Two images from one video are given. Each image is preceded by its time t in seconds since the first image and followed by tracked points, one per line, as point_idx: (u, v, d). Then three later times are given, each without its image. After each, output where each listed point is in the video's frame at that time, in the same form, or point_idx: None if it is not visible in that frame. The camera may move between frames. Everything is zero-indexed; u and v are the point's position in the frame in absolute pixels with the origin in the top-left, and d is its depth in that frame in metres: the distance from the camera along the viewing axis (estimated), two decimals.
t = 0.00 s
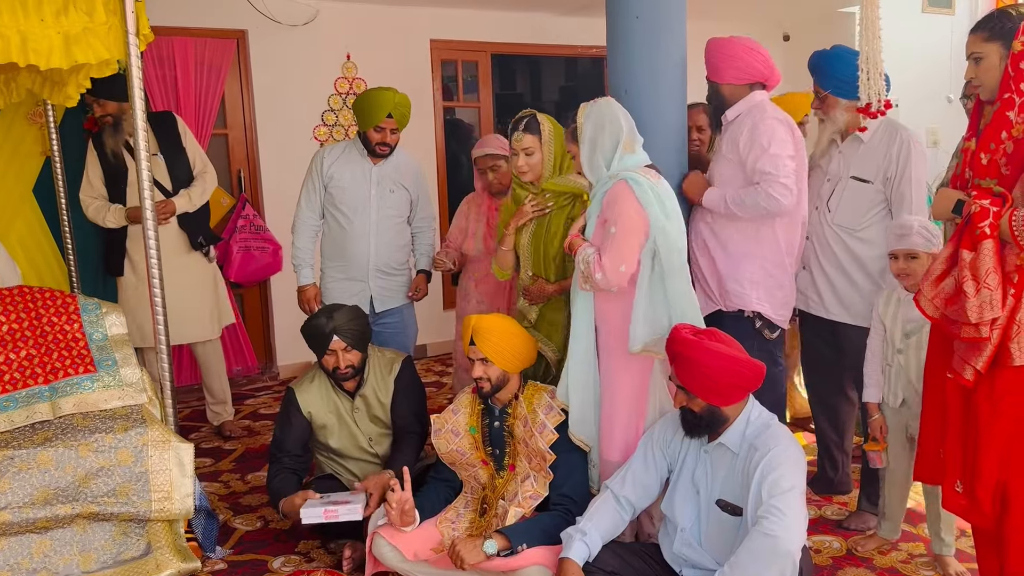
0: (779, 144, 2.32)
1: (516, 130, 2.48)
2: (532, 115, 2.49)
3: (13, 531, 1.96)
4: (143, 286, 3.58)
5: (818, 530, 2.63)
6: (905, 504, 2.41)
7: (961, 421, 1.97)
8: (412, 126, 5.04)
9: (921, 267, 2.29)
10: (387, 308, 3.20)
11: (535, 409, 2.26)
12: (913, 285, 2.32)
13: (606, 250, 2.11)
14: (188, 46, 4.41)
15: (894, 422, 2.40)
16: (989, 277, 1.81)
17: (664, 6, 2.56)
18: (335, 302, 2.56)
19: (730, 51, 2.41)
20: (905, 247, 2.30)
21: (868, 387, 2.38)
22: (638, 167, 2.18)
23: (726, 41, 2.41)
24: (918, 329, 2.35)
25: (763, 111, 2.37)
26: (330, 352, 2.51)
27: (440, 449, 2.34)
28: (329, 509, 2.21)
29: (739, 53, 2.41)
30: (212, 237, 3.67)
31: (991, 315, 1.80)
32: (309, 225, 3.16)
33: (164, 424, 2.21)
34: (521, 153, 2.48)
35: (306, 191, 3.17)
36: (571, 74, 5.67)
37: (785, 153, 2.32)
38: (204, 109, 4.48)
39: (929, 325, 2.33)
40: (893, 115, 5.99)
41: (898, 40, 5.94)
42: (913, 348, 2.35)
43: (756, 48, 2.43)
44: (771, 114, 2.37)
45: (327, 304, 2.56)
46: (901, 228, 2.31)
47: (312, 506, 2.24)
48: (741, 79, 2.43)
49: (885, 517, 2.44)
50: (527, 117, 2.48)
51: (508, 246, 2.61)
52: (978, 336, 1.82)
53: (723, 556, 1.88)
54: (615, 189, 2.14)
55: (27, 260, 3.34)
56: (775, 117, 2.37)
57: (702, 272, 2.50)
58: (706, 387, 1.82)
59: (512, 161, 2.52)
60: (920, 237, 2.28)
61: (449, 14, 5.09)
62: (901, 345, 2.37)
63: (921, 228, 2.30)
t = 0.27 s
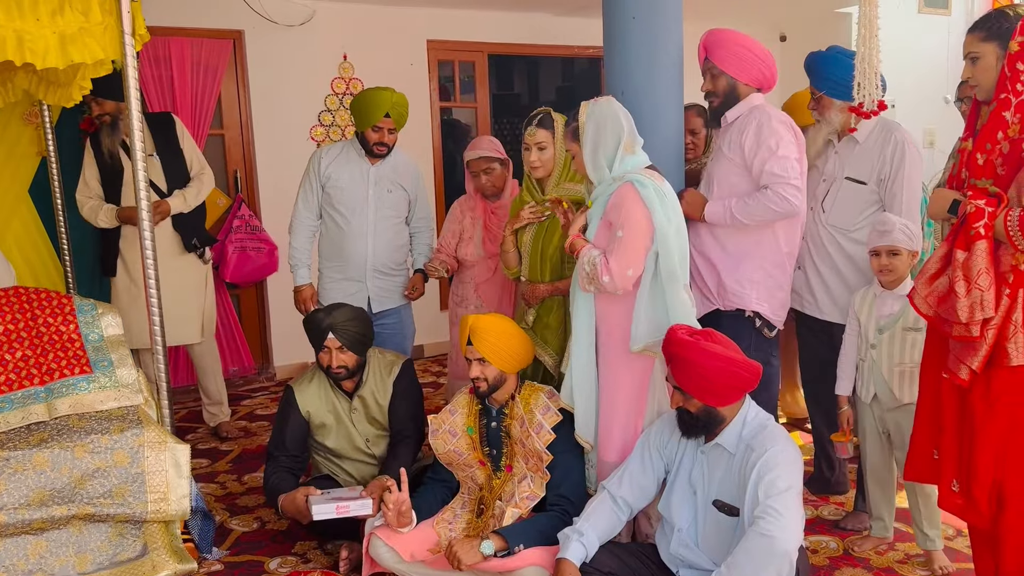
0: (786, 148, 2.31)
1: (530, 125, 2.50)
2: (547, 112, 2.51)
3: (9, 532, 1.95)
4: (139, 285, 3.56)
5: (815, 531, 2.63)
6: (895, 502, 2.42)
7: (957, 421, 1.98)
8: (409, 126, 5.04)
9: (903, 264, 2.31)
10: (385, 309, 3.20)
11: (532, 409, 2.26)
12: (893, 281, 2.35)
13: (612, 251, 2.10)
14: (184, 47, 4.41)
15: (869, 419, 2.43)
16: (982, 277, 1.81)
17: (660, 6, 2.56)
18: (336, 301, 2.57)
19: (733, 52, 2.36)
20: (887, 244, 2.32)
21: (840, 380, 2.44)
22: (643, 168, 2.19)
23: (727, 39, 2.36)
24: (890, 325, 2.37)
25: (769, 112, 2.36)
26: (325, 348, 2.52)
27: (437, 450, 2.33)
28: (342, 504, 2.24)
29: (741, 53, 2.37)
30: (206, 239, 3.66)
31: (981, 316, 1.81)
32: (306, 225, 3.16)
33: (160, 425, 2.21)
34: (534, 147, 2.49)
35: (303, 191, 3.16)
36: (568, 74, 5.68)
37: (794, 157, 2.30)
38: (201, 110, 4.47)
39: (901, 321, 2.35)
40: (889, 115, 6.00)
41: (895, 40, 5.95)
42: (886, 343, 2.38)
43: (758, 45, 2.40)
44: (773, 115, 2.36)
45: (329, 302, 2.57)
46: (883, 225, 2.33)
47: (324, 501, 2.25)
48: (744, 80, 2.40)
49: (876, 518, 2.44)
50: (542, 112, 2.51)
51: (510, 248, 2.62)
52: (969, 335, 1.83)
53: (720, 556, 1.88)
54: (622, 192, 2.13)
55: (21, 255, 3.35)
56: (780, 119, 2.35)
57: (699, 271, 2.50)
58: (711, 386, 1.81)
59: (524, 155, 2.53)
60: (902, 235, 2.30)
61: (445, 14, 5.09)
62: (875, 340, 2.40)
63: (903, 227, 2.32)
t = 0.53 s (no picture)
0: (793, 152, 2.30)
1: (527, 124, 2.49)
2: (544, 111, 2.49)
3: (5, 534, 1.95)
4: (136, 285, 3.55)
5: (812, 531, 2.63)
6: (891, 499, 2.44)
7: (954, 421, 1.98)
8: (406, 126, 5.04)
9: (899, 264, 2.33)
10: (384, 310, 3.19)
11: (530, 409, 2.26)
12: (889, 281, 2.36)
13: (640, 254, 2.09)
14: (181, 47, 4.40)
15: (863, 419, 2.43)
16: (982, 276, 1.82)
17: (658, 6, 2.56)
18: (339, 302, 2.55)
19: (738, 52, 2.35)
20: (883, 243, 2.33)
21: (834, 378, 2.46)
22: (650, 168, 2.17)
23: (733, 40, 2.34)
24: (884, 325, 2.39)
25: (776, 117, 2.35)
26: (325, 351, 2.51)
27: (434, 449, 2.33)
28: (341, 503, 2.23)
29: (745, 54, 2.36)
30: (205, 241, 3.66)
31: (982, 315, 1.81)
32: (306, 224, 3.16)
33: (157, 425, 2.20)
34: (531, 146, 2.48)
35: (303, 191, 3.17)
36: (565, 73, 5.68)
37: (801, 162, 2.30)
38: (197, 110, 4.47)
39: (895, 321, 2.37)
40: (886, 115, 6.01)
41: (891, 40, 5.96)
42: (879, 344, 2.39)
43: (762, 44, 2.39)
44: (777, 118, 2.34)
45: (331, 304, 2.56)
46: (878, 224, 2.33)
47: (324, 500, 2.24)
48: (747, 81, 2.41)
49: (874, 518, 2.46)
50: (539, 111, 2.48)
51: (506, 246, 2.65)
52: (971, 335, 1.83)
53: (717, 556, 1.88)
54: (648, 192, 2.11)
55: (17, 255, 3.35)
56: (786, 123, 2.34)
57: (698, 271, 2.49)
58: (723, 383, 1.81)
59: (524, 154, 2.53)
60: (898, 234, 2.31)
61: (443, 14, 5.08)
62: (868, 341, 2.41)
63: (899, 226, 2.33)
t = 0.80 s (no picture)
0: (795, 154, 2.32)
1: (525, 124, 2.50)
2: (541, 111, 2.50)
3: (3, 534, 1.94)
4: (134, 285, 3.55)
5: (810, 530, 2.64)
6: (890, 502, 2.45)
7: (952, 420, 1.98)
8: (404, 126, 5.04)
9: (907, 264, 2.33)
10: (383, 311, 3.19)
11: (528, 409, 2.25)
12: (897, 283, 2.35)
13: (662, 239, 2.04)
14: (178, 47, 4.40)
15: (865, 423, 2.42)
16: (975, 276, 1.82)
17: (656, 6, 2.56)
18: (341, 302, 2.55)
19: (737, 54, 2.35)
20: (892, 243, 2.34)
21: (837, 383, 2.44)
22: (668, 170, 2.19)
23: (733, 41, 2.33)
24: (889, 328, 2.37)
25: (777, 122, 2.34)
26: (328, 351, 2.51)
27: (432, 449, 2.33)
28: (342, 491, 2.30)
29: (745, 55, 2.35)
30: (201, 241, 3.66)
31: (976, 314, 1.82)
32: (304, 226, 3.17)
33: (155, 425, 2.20)
34: (529, 145, 2.48)
35: (301, 192, 3.17)
36: (563, 73, 5.68)
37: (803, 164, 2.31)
38: (195, 109, 4.47)
39: (901, 325, 2.35)
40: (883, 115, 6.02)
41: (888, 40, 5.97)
42: (883, 347, 2.37)
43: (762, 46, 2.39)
44: (777, 120, 2.35)
45: (333, 304, 2.55)
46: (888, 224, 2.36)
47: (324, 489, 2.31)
48: (745, 83, 2.40)
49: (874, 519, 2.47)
50: (536, 111, 2.49)
51: (503, 245, 2.64)
52: (964, 333, 1.83)
53: (716, 555, 1.88)
54: (668, 190, 2.11)
55: (14, 253, 3.29)
56: (786, 124, 2.35)
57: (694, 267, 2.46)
58: (732, 376, 1.82)
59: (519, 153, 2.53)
60: (908, 236, 2.34)
61: (440, 14, 5.08)
62: (872, 344, 2.40)
63: (909, 227, 2.35)
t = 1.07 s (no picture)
0: (792, 153, 2.31)
1: (523, 125, 2.50)
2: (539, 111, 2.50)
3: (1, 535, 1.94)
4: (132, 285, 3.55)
5: (808, 529, 2.64)
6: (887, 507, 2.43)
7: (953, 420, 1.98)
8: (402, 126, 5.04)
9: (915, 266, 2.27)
10: (378, 313, 3.20)
11: (527, 408, 2.26)
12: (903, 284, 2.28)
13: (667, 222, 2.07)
14: (176, 47, 4.39)
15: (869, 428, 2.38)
16: (976, 275, 1.82)
17: (654, 6, 2.56)
18: (340, 310, 2.53)
19: (736, 53, 2.33)
20: (902, 243, 2.30)
21: (839, 389, 2.36)
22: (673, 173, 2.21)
23: (733, 41, 2.32)
24: (901, 332, 2.33)
25: (777, 123, 2.33)
26: (326, 359, 2.50)
27: (431, 448, 2.33)
28: (327, 469, 2.35)
29: (744, 54, 2.34)
30: (199, 241, 3.66)
31: (975, 313, 1.82)
32: (291, 233, 3.16)
33: (153, 426, 2.20)
34: (528, 146, 2.48)
35: (286, 199, 3.16)
36: (560, 73, 5.69)
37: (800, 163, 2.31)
38: (193, 109, 4.46)
39: (913, 329, 2.32)
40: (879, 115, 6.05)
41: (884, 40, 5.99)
42: (896, 350, 2.34)
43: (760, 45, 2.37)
44: (776, 120, 2.34)
45: (331, 312, 2.53)
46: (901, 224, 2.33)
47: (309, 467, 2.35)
48: (745, 82, 2.39)
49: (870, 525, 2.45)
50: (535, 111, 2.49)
51: (502, 245, 2.62)
52: (966, 333, 1.84)
53: (714, 555, 1.89)
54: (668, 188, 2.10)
55: (11, 251, 3.29)
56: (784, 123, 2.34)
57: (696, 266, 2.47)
58: (728, 376, 1.82)
59: (519, 155, 2.53)
60: (919, 238, 2.30)
61: (439, 14, 5.08)
62: (884, 348, 2.35)
63: (921, 230, 2.33)
